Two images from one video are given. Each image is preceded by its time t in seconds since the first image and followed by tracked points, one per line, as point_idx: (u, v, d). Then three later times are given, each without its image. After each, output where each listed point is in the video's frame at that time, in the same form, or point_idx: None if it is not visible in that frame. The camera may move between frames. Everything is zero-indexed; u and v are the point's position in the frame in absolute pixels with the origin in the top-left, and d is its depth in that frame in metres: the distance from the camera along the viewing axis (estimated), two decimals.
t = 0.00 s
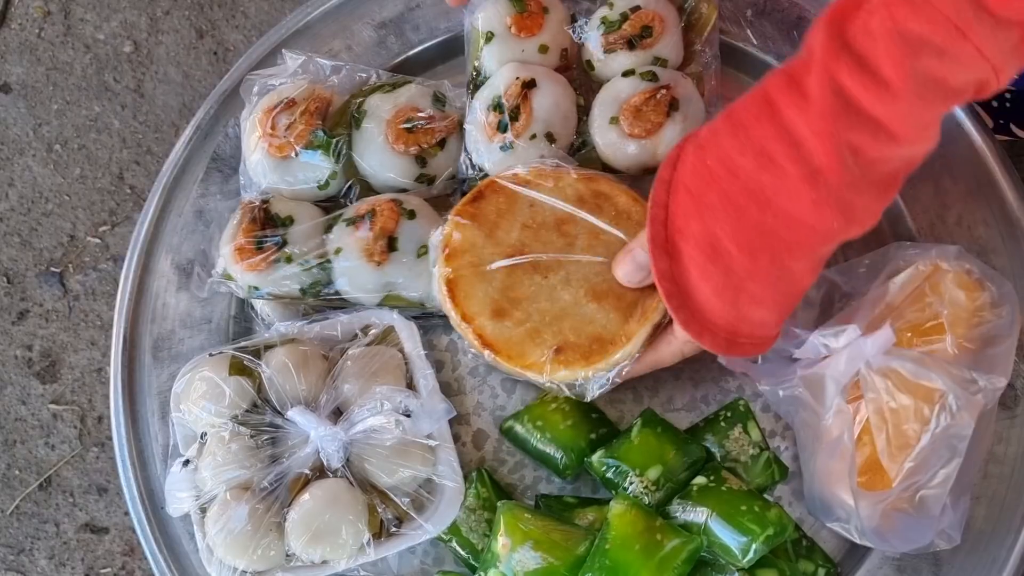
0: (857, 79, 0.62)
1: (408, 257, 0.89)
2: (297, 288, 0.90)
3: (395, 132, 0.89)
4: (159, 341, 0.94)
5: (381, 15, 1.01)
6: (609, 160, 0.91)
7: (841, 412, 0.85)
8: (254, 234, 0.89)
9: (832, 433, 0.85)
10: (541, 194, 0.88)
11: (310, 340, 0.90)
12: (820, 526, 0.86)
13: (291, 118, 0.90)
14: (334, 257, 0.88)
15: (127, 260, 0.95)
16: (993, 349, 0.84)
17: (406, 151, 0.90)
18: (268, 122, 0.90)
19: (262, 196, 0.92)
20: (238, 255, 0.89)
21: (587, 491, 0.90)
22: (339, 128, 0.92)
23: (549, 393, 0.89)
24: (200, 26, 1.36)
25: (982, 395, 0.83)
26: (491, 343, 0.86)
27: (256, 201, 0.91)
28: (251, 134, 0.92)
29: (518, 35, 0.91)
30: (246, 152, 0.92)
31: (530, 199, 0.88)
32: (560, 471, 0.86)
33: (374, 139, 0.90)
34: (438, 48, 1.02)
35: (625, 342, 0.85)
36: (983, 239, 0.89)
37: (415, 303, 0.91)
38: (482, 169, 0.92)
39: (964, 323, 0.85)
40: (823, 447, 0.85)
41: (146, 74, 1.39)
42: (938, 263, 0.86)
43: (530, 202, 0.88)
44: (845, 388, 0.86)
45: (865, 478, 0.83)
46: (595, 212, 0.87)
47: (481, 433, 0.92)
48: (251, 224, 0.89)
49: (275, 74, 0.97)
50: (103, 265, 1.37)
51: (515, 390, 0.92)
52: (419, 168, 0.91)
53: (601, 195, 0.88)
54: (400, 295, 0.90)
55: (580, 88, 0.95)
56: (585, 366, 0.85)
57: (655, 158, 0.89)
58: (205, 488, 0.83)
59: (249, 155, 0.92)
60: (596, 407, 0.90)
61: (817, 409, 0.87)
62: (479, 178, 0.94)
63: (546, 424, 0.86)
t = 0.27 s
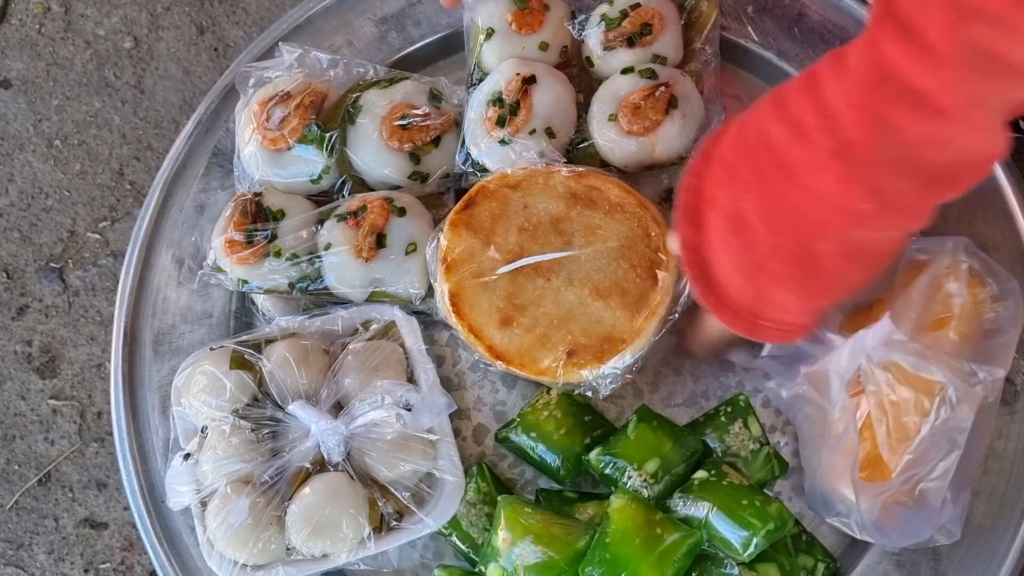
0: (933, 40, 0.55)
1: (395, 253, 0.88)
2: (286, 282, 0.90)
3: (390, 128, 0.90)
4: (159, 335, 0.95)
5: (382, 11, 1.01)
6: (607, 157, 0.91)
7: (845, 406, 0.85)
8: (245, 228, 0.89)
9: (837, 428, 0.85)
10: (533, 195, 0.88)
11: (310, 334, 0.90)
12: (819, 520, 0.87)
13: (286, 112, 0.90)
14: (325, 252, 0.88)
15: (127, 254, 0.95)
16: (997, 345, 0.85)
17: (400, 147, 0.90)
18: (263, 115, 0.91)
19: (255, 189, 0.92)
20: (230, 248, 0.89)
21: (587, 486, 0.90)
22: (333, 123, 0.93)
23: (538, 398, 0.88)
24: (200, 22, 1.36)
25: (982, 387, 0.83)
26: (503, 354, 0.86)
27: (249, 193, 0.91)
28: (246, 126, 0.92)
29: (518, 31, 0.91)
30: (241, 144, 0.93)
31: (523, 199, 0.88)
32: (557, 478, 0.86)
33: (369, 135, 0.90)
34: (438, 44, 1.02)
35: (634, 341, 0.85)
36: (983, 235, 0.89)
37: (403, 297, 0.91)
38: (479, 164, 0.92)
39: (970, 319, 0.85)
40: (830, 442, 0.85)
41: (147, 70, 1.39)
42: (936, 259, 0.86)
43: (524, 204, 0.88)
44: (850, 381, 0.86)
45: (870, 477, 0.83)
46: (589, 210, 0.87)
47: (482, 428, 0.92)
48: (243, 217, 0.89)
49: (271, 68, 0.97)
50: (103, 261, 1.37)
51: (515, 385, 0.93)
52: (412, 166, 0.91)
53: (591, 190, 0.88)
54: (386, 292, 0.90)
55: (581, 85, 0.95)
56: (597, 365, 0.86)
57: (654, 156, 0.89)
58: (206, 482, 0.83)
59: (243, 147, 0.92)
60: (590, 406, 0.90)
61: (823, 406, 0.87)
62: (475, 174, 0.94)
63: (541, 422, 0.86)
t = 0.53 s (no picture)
0: None
1: (394, 246, 0.88)
2: (285, 275, 0.90)
3: (390, 121, 0.90)
4: (158, 328, 0.94)
5: (382, 4, 1.01)
6: (607, 150, 0.91)
7: (837, 400, 0.85)
8: (245, 220, 0.89)
9: (831, 421, 0.85)
10: (532, 189, 0.88)
11: (309, 327, 0.90)
12: (818, 513, 0.87)
13: (285, 104, 0.90)
14: (324, 245, 0.88)
15: (126, 247, 0.95)
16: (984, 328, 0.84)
17: (400, 140, 0.90)
18: (262, 107, 0.91)
19: (255, 181, 0.92)
20: (229, 241, 0.88)
21: (587, 480, 0.90)
22: (333, 116, 0.92)
23: (538, 393, 0.88)
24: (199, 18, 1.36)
25: (971, 369, 0.83)
26: (501, 347, 0.86)
27: (248, 185, 0.91)
28: (246, 119, 0.92)
29: (517, 25, 0.91)
30: (240, 137, 0.93)
31: (523, 194, 0.88)
32: (562, 472, 0.86)
33: (369, 128, 0.90)
34: (437, 37, 1.02)
35: (634, 336, 0.85)
36: (982, 228, 0.91)
37: (403, 290, 0.91)
38: (479, 158, 0.92)
39: (962, 302, 0.84)
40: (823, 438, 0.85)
41: (146, 66, 1.39)
42: (945, 254, 0.85)
43: (523, 198, 0.88)
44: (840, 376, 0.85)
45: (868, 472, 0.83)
46: (589, 204, 0.87)
47: (481, 421, 0.92)
48: (243, 210, 0.89)
49: (270, 60, 0.97)
50: (102, 256, 1.37)
51: (514, 379, 0.93)
52: (412, 158, 0.91)
53: (591, 184, 0.88)
54: (386, 284, 0.90)
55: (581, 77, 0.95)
56: (596, 360, 0.85)
57: (655, 147, 0.89)
58: (204, 474, 0.83)
59: (243, 140, 0.92)
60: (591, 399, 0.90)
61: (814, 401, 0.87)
62: (474, 168, 0.93)
63: (542, 416, 0.86)
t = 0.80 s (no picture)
0: None
1: (391, 246, 0.88)
2: (281, 275, 0.90)
3: (386, 120, 0.89)
4: (154, 328, 0.94)
5: (379, 3, 1.01)
6: (604, 149, 0.91)
7: (843, 401, 0.83)
8: (242, 219, 0.89)
9: (836, 422, 0.83)
10: (529, 189, 0.88)
11: (306, 326, 0.90)
12: (816, 513, 0.87)
13: (281, 103, 0.90)
14: (320, 244, 0.88)
15: (123, 246, 0.95)
16: (990, 331, 0.83)
17: (397, 139, 0.90)
18: (259, 107, 0.91)
19: (251, 180, 0.92)
20: (225, 241, 0.88)
21: (584, 480, 0.90)
22: (329, 114, 0.92)
23: (536, 393, 0.88)
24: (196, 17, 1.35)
25: (979, 374, 0.81)
26: (498, 347, 0.86)
27: (244, 184, 0.91)
28: (242, 118, 0.92)
29: (514, 24, 0.91)
30: (237, 136, 0.93)
31: (520, 193, 0.88)
32: (559, 472, 0.86)
33: (365, 127, 0.90)
34: (435, 36, 1.02)
35: (631, 335, 0.85)
36: (980, 227, 0.91)
37: (400, 289, 0.91)
38: (476, 157, 0.92)
39: (964, 305, 0.83)
40: (828, 438, 0.84)
41: (143, 65, 1.39)
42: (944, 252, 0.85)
43: (520, 198, 0.88)
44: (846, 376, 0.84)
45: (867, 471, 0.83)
46: (586, 203, 0.87)
47: (478, 421, 0.92)
48: (239, 209, 0.89)
49: (267, 59, 0.97)
50: (99, 256, 1.37)
51: (511, 378, 0.93)
52: (408, 157, 0.91)
53: (589, 183, 0.88)
54: (383, 283, 0.90)
55: (576, 76, 0.94)
56: (592, 360, 0.85)
57: (652, 147, 0.89)
58: (200, 474, 0.83)
59: (239, 140, 0.92)
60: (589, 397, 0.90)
61: (821, 401, 0.85)
62: (471, 167, 0.93)
63: (540, 415, 0.86)
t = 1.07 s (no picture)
0: None
1: (390, 245, 0.88)
2: (280, 274, 0.89)
3: (385, 119, 0.89)
4: (152, 328, 0.94)
5: (378, 2, 1.01)
6: (604, 148, 0.90)
7: (847, 400, 0.82)
8: (240, 219, 0.89)
9: (839, 423, 0.83)
10: (529, 188, 0.88)
11: (304, 326, 0.90)
12: (816, 513, 0.87)
13: (280, 103, 0.90)
14: (319, 244, 0.88)
15: (120, 246, 0.94)
16: (993, 332, 0.83)
17: (396, 139, 0.89)
18: (257, 106, 0.90)
19: (250, 179, 0.92)
20: (224, 241, 0.88)
21: (584, 480, 0.89)
22: (328, 114, 0.92)
23: (535, 393, 0.87)
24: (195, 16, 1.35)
25: (982, 372, 0.81)
26: (497, 347, 0.86)
27: (243, 184, 0.91)
28: (240, 117, 0.92)
29: (513, 23, 0.91)
30: (235, 136, 0.92)
31: (519, 192, 0.88)
32: (559, 472, 0.86)
33: (364, 126, 0.90)
34: (434, 35, 1.01)
35: (631, 335, 0.85)
36: (981, 227, 0.90)
37: (399, 289, 0.91)
38: (476, 156, 0.91)
39: (965, 306, 0.84)
40: (830, 439, 0.83)
41: (141, 64, 1.38)
42: (945, 250, 0.85)
43: (520, 197, 0.87)
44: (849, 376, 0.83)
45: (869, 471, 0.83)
46: (586, 202, 0.87)
47: (477, 421, 0.92)
48: (238, 209, 0.89)
49: (265, 58, 0.96)
50: (97, 255, 1.36)
51: (511, 378, 0.92)
52: (407, 157, 0.91)
53: (589, 182, 0.87)
54: (382, 283, 0.89)
55: (576, 75, 0.94)
56: (592, 360, 0.85)
57: (651, 146, 0.89)
58: (199, 475, 0.82)
59: (238, 139, 0.92)
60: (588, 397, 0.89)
61: (824, 402, 0.84)
62: (470, 166, 0.93)
63: (540, 416, 0.85)
